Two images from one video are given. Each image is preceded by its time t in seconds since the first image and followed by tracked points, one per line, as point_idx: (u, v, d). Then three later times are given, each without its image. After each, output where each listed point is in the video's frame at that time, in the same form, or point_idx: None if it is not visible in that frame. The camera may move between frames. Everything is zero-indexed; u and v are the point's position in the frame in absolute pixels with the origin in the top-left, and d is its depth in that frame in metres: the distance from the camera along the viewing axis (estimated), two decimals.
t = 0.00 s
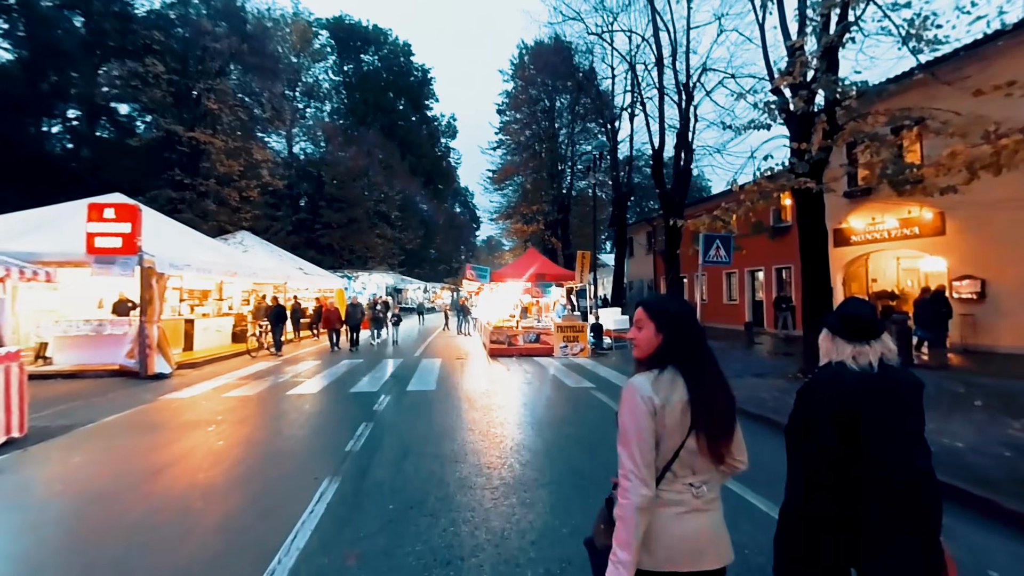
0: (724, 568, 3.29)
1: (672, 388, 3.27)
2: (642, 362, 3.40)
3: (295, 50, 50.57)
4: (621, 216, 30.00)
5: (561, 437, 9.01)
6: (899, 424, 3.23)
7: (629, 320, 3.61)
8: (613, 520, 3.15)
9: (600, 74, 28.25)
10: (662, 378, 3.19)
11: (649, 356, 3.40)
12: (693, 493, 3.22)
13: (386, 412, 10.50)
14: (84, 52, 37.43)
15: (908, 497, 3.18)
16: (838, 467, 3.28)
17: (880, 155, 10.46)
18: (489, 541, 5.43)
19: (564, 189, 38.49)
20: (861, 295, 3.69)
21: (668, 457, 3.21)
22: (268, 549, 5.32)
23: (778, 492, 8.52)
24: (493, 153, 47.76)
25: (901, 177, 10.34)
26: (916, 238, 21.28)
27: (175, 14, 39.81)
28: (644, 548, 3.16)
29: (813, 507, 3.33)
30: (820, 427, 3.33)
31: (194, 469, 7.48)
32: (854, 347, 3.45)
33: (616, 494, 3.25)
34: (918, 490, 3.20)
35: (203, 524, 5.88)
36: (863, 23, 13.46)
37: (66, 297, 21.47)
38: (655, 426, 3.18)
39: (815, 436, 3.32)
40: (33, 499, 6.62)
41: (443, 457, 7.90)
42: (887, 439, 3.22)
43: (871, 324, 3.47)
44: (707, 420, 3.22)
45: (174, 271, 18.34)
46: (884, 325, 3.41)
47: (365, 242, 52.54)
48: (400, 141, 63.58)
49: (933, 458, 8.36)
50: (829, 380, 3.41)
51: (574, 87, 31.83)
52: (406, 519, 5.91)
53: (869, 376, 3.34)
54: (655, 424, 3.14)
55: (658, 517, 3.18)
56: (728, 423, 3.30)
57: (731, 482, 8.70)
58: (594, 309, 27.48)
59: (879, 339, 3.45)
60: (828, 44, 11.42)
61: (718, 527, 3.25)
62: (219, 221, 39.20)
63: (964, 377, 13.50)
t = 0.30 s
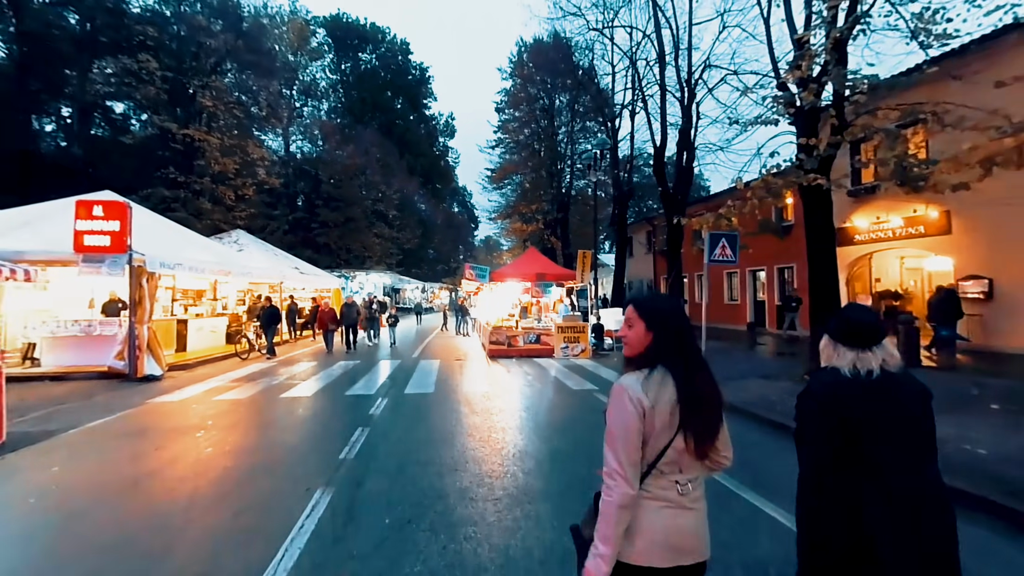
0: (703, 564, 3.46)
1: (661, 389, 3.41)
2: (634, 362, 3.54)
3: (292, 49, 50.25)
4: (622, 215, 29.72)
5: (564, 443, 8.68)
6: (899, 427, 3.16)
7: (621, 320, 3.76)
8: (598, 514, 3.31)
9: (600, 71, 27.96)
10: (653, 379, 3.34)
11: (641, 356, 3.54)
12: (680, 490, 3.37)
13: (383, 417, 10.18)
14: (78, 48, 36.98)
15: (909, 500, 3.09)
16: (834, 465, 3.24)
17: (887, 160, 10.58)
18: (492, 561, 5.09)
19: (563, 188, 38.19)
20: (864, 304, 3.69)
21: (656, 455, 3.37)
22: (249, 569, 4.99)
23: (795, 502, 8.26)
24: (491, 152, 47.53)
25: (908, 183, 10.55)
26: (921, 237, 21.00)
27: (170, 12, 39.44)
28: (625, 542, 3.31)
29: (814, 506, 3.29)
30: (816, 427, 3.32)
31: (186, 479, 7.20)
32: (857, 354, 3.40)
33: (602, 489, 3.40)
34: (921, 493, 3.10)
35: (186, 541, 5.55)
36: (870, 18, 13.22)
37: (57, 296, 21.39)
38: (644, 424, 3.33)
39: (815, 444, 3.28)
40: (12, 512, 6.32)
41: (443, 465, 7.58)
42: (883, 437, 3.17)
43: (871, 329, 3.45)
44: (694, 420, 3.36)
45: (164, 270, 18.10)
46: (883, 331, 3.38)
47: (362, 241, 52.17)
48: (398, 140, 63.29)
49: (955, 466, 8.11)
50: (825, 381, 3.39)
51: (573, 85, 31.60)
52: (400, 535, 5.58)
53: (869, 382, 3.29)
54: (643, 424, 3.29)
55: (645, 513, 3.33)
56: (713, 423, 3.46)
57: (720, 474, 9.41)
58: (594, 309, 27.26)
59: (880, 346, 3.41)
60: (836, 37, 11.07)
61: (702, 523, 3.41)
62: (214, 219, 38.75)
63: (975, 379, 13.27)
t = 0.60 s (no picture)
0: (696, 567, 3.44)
1: (660, 389, 3.36)
2: (635, 360, 3.48)
3: (286, 47, 49.96)
4: (621, 213, 29.47)
5: (567, 451, 8.26)
6: (883, 414, 3.50)
7: (622, 312, 3.69)
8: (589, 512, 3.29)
9: (599, 69, 27.73)
10: (652, 381, 3.29)
11: (643, 354, 3.47)
12: (678, 493, 3.34)
13: (378, 422, 9.78)
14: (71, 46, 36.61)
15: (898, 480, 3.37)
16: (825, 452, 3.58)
17: (897, 157, 10.31)
18: None
19: (561, 187, 37.91)
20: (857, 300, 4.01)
21: (653, 457, 3.33)
22: None
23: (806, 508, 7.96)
24: (489, 152, 47.23)
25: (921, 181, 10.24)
26: (927, 235, 20.63)
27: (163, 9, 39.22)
28: (617, 543, 3.31)
29: (811, 490, 3.65)
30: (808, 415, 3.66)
31: (172, 487, 6.85)
32: (847, 347, 3.74)
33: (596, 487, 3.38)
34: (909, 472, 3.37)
35: (160, 562, 5.10)
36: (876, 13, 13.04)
37: (42, 295, 20.98)
38: (642, 426, 3.28)
39: (806, 432, 3.64)
40: None
41: (440, 475, 7.19)
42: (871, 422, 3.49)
43: (862, 323, 3.78)
44: (694, 424, 3.33)
45: (153, 269, 17.90)
46: (871, 326, 3.71)
47: (359, 241, 51.76)
48: (395, 139, 62.94)
49: (977, 473, 7.79)
50: (817, 374, 3.75)
51: (571, 83, 31.41)
52: (394, 554, 5.20)
53: (859, 373, 3.64)
54: (640, 425, 3.25)
55: (638, 514, 3.30)
56: (713, 424, 3.41)
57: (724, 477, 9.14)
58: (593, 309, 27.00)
59: (871, 338, 3.75)
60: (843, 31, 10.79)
61: (700, 528, 3.37)
62: (207, 218, 38.35)
63: (985, 379, 13.03)
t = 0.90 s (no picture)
0: None
1: (666, 398, 3.13)
2: (636, 366, 3.25)
3: (282, 45, 49.62)
4: (621, 213, 29.15)
5: (570, 462, 7.90)
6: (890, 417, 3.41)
7: (620, 318, 3.47)
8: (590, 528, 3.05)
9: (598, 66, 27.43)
10: (658, 388, 3.06)
11: (644, 360, 3.25)
12: (682, 503, 3.12)
13: (371, 430, 9.39)
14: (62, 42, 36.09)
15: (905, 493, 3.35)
16: (831, 464, 3.53)
17: (909, 154, 9.94)
18: None
19: (560, 186, 37.56)
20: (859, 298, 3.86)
21: (656, 466, 3.10)
22: None
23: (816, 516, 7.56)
24: (487, 151, 46.86)
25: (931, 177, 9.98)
26: (932, 235, 20.36)
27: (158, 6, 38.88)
28: (620, 561, 3.06)
29: (814, 505, 3.63)
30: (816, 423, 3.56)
31: (149, 503, 6.48)
32: (848, 351, 3.64)
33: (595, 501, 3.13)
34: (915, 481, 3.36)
35: None
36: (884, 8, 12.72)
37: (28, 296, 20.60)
38: (646, 435, 3.04)
39: (812, 439, 3.54)
40: None
41: (438, 488, 6.84)
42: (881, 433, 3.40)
43: (866, 326, 3.65)
44: (699, 431, 3.11)
45: (142, 269, 17.59)
46: (874, 328, 3.58)
47: (355, 240, 51.35)
48: (392, 138, 62.62)
49: (1000, 484, 7.43)
50: (822, 381, 3.61)
51: (570, 80, 31.12)
52: None
53: (863, 378, 3.52)
54: (645, 438, 3.00)
55: (641, 528, 3.06)
56: (718, 432, 3.20)
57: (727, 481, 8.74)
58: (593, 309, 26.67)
59: (872, 341, 3.63)
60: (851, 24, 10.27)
61: (702, 540, 3.16)
62: (200, 217, 37.92)
63: (996, 383, 12.70)
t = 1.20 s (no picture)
0: None
1: (684, 391, 3.20)
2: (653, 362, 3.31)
3: (279, 42, 49.33)
4: (623, 212, 28.84)
5: (577, 469, 7.58)
6: (908, 418, 3.34)
7: (632, 315, 3.55)
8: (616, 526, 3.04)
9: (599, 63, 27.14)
10: (675, 379, 3.14)
11: (660, 355, 3.32)
12: (703, 498, 3.14)
13: (369, 435, 9.10)
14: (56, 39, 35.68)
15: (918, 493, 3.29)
16: (847, 472, 3.37)
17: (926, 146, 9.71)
18: None
19: (560, 184, 37.25)
20: (866, 300, 3.79)
21: (676, 461, 3.14)
22: None
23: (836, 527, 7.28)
24: (486, 150, 46.56)
25: (948, 171, 9.72)
26: (939, 234, 20.12)
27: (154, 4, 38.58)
28: (642, 556, 3.07)
29: (821, 516, 3.43)
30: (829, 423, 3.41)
31: (137, 513, 6.21)
32: (859, 352, 3.55)
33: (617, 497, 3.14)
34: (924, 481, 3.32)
35: None
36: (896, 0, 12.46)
37: (16, 295, 20.35)
38: (669, 428, 3.09)
39: (829, 443, 3.36)
40: None
41: (439, 499, 6.52)
42: (897, 433, 3.32)
43: (876, 326, 3.57)
44: (717, 423, 3.18)
45: (133, 268, 17.43)
46: (888, 329, 3.52)
47: (353, 240, 51.01)
48: (390, 136, 62.39)
49: None
50: (835, 379, 3.51)
51: (570, 77, 30.83)
52: None
53: (879, 378, 3.45)
54: (668, 428, 3.04)
55: (662, 522, 3.09)
56: (734, 424, 3.26)
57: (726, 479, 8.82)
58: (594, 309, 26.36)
59: (885, 342, 3.56)
60: (864, 16, 9.85)
61: (723, 534, 3.18)
62: (195, 216, 37.71)
63: (1011, 384, 12.42)
